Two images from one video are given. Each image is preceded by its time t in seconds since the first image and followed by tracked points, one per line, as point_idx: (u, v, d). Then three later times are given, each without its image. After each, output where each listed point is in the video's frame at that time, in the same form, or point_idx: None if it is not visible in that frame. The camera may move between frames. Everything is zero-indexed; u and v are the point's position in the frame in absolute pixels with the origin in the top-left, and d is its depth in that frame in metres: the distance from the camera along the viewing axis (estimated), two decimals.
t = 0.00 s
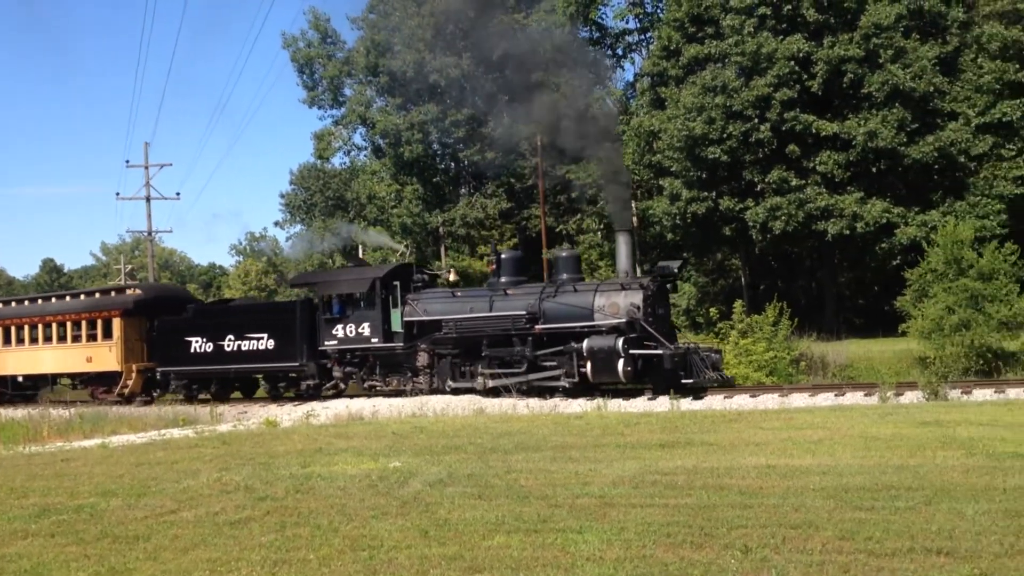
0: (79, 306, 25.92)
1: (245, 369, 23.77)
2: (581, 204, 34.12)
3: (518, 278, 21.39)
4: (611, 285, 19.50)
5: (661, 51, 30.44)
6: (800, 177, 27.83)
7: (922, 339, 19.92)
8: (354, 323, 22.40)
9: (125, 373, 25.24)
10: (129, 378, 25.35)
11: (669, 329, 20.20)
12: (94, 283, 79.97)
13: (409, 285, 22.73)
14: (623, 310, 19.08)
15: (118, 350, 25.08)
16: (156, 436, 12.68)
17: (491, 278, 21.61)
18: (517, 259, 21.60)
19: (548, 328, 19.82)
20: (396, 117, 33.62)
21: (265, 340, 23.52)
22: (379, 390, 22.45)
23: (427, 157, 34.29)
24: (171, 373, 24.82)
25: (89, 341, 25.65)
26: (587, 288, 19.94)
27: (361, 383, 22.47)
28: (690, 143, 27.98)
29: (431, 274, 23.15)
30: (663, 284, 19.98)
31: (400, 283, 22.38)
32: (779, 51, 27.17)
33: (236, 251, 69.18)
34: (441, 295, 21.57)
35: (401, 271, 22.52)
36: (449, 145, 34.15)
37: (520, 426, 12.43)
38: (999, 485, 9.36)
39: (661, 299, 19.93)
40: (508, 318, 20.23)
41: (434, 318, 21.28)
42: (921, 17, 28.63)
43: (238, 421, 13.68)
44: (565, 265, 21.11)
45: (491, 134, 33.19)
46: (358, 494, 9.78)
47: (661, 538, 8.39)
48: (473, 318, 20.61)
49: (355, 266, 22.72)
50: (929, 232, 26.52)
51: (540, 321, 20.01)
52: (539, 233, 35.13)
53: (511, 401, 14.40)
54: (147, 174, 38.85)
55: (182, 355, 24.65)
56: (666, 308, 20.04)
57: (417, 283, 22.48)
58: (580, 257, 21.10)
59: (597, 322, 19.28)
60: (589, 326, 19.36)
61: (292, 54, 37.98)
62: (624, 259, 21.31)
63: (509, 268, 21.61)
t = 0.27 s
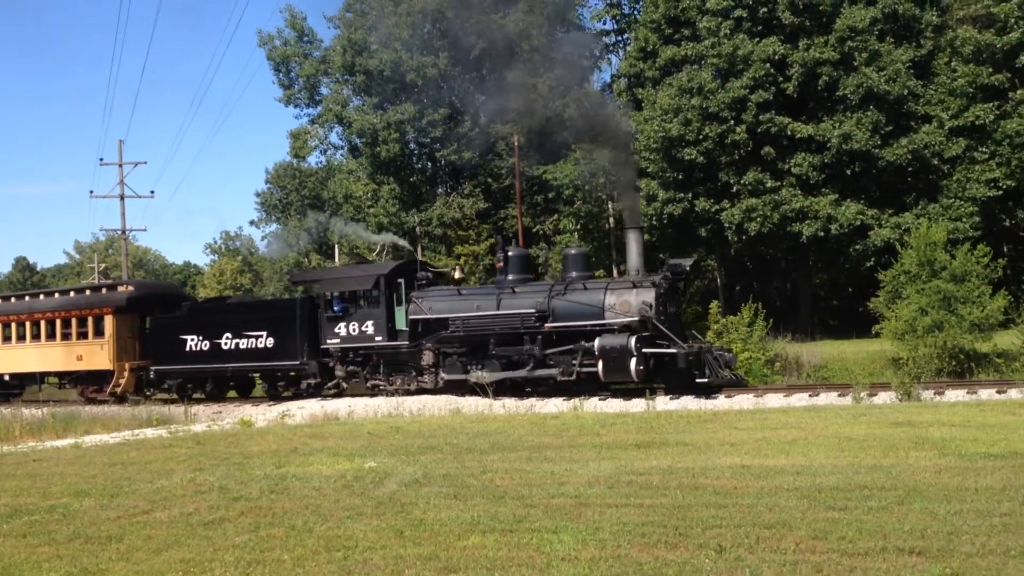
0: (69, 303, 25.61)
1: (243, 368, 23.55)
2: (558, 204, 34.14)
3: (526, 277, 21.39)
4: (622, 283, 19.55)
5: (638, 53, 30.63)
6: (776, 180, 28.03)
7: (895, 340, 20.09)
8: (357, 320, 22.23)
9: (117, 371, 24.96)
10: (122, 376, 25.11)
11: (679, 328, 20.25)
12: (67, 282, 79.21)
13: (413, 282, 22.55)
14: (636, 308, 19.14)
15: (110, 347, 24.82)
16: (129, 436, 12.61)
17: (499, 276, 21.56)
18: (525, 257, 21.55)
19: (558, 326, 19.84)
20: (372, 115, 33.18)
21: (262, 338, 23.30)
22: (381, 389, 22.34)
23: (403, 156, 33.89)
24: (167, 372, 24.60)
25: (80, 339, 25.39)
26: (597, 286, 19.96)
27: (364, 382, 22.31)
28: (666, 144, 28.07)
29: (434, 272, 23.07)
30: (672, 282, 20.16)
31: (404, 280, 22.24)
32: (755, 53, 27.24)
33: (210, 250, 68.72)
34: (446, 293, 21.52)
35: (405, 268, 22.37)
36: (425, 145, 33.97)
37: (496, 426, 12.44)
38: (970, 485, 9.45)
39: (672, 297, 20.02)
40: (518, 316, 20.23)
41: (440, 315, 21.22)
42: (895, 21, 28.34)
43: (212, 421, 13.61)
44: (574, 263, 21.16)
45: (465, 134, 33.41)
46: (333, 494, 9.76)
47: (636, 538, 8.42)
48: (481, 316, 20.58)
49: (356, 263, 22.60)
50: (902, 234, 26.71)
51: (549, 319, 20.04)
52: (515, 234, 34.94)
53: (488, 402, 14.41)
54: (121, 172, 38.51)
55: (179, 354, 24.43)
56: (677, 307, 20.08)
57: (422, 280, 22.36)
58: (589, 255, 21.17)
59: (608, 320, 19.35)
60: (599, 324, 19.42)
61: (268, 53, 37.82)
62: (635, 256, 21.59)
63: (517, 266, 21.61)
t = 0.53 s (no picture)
0: (56, 302, 25.24)
1: (237, 367, 23.41)
2: (530, 205, 34.04)
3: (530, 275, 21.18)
4: (629, 282, 19.41)
5: (611, 54, 30.72)
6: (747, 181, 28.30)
7: (864, 341, 20.24)
8: (357, 319, 22.18)
9: (104, 370, 24.53)
10: (109, 376, 24.67)
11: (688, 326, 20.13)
12: (34, 281, 78.38)
13: (413, 280, 22.55)
14: (645, 306, 19.00)
15: (97, 345, 24.38)
16: (97, 438, 12.51)
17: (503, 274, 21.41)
18: (529, 256, 21.34)
19: (565, 325, 19.72)
20: (345, 115, 32.95)
21: (257, 337, 23.21)
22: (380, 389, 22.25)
23: (375, 156, 33.64)
24: (157, 371, 24.35)
25: (67, 338, 24.98)
26: (604, 284, 19.78)
27: (363, 382, 22.18)
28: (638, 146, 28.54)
29: (434, 270, 23.07)
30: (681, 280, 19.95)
31: (405, 279, 22.26)
32: (726, 55, 27.60)
33: (181, 250, 68.26)
34: (449, 291, 21.40)
35: (405, 266, 22.36)
36: (397, 145, 33.72)
37: (467, 427, 12.45)
38: (937, 484, 9.54)
39: (682, 295, 19.89)
40: (524, 315, 20.12)
41: (444, 314, 21.09)
42: (865, 23, 28.61)
43: (182, 422, 13.54)
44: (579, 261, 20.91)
45: (439, 133, 33.52)
46: (302, 495, 9.73)
47: (606, 539, 8.45)
48: (486, 315, 20.49)
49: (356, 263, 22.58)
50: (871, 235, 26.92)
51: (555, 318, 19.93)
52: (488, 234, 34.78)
53: (460, 403, 14.42)
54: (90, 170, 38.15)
55: (170, 354, 24.21)
56: (686, 305, 19.96)
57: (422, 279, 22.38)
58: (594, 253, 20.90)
59: (615, 318, 19.21)
60: (607, 322, 19.28)
61: (239, 52, 37.68)
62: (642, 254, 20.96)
63: (521, 264, 21.41)
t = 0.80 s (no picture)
0: (39, 298, 24.88)
1: (228, 365, 23.13)
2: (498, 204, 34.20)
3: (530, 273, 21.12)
4: (634, 279, 19.37)
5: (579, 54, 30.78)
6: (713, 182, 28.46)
7: (828, 341, 20.39)
8: (352, 317, 22.03)
9: (88, 368, 24.16)
10: (93, 375, 24.30)
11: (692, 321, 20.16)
12: None
13: (410, 277, 22.39)
14: (650, 305, 18.97)
15: (81, 343, 24.02)
16: (60, 438, 12.37)
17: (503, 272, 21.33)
18: (529, 254, 21.31)
19: (569, 324, 19.66)
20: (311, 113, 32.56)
21: (249, 335, 22.94)
22: (377, 388, 22.16)
23: (343, 155, 33.43)
24: (145, 370, 24.06)
25: (50, 336, 24.61)
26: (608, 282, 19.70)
27: (359, 381, 22.07)
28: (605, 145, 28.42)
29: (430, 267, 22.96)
30: (687, 278, 19.92)
31: (402, 276, 22.12)
32: (693, 56, 27.72)
33: (146, 249, 67.64)
34: (448, 288, 21.21)
35: (402, 263, 22.20)
36: (365, 144, 33.56)
37: (435, 427, 12.43)
38: (900, 483, 9.65)
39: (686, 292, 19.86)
40: (525, 313, 19.99)
41: (444, 312, 20.92)
42: (830, 26, 28.88)
43: (146, 422, 13.43)
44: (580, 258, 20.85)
45: (406, 132, 33.52)
46: (268, 496, 9.67)
47: (573, 538, 8.46)
48: (486, 313, 20.35)
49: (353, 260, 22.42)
50: (835, 236, 27.23)
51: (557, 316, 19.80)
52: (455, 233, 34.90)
53: (429, 403, 14.36)
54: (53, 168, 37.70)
55: (159, 352, 23.93)
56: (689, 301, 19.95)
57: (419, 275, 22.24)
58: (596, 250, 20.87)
59: (620, 317, 19.17)
60: (611, 321, 19.25)
61: (205, 49, 37.37)
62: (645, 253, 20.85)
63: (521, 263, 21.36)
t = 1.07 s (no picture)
0: (28, 299, 24.64)
1: (226, 367, 23.01)
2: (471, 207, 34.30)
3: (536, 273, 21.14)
4: (644, 280, 19.39)
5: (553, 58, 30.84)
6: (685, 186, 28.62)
7: (797, 344, 20.48)
8: (354, 319, 21.94)
9: (78, 370, 23.87)
10: (83, 377, 24.02)
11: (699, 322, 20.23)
12: None
13: (413, 278, 22.34)
14: (661, 306, 18.99)
15: (71, 344, 23.75)
16: (26, 442, 12.23)
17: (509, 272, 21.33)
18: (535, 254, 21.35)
19: (578, 326, 19.59)
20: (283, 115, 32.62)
21: (248, 337, 22.85)
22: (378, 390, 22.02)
23: (314, 157, 33.34)
24: (138, 371, 23.88)
25: (39, 338, 24.33)
26: (617, 282, 19.72)
27: (361, 383, 21.92)
28: (578, 149, 28.17)
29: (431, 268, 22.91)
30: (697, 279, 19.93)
31: (406, 277, 22.06)
32: (665, 61, 27.82)
33: (114, 250, 67.14)
34: (453, 289, 21.09)
35: (405, 263, 22.14)
36: (337, 146, 33.47)
37: (406, 430, 12.41)
38: (868, 485, 9.75)
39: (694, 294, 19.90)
40: (534, 315, 19.92)
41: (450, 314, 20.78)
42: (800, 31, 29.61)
43: (114, 425, 13.30)
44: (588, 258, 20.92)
45: (379, 134, 33.30)
46: (237, 500, 9.62)
47: (543, 541, 8.48)
48: (494, 314, 20.24)
49: (355, 261, 22.29)
50: (805, 240, 27.52)
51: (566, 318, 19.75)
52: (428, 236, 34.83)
53: (400, 406, 14.32)
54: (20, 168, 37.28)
55: (154, 353, 23.76)
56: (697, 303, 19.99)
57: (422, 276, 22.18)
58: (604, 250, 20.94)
59: (630, 318, 19.16)
60: (622, 322, 19.24)
61: (175, 49, 37.12)
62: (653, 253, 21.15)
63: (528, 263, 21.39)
